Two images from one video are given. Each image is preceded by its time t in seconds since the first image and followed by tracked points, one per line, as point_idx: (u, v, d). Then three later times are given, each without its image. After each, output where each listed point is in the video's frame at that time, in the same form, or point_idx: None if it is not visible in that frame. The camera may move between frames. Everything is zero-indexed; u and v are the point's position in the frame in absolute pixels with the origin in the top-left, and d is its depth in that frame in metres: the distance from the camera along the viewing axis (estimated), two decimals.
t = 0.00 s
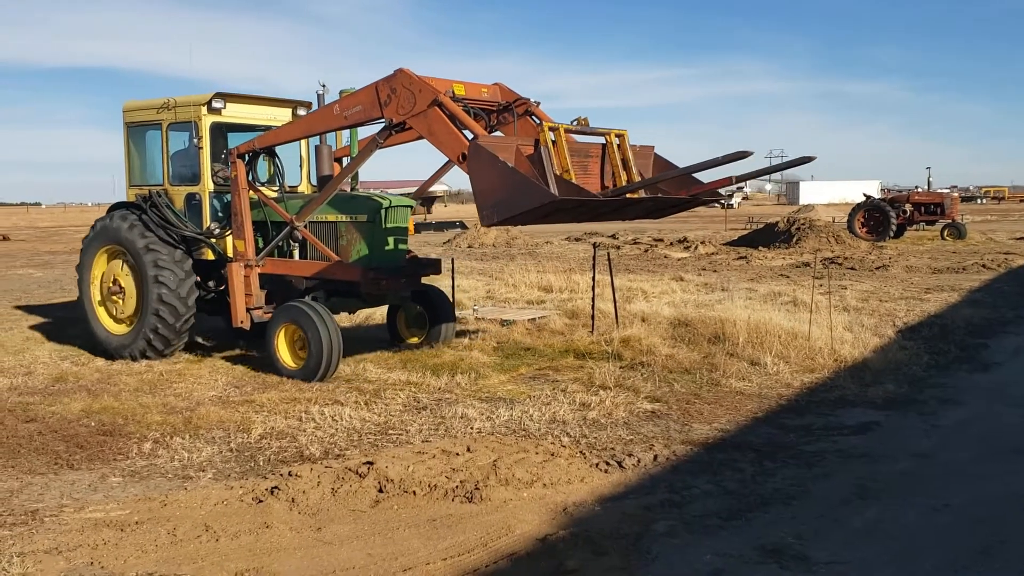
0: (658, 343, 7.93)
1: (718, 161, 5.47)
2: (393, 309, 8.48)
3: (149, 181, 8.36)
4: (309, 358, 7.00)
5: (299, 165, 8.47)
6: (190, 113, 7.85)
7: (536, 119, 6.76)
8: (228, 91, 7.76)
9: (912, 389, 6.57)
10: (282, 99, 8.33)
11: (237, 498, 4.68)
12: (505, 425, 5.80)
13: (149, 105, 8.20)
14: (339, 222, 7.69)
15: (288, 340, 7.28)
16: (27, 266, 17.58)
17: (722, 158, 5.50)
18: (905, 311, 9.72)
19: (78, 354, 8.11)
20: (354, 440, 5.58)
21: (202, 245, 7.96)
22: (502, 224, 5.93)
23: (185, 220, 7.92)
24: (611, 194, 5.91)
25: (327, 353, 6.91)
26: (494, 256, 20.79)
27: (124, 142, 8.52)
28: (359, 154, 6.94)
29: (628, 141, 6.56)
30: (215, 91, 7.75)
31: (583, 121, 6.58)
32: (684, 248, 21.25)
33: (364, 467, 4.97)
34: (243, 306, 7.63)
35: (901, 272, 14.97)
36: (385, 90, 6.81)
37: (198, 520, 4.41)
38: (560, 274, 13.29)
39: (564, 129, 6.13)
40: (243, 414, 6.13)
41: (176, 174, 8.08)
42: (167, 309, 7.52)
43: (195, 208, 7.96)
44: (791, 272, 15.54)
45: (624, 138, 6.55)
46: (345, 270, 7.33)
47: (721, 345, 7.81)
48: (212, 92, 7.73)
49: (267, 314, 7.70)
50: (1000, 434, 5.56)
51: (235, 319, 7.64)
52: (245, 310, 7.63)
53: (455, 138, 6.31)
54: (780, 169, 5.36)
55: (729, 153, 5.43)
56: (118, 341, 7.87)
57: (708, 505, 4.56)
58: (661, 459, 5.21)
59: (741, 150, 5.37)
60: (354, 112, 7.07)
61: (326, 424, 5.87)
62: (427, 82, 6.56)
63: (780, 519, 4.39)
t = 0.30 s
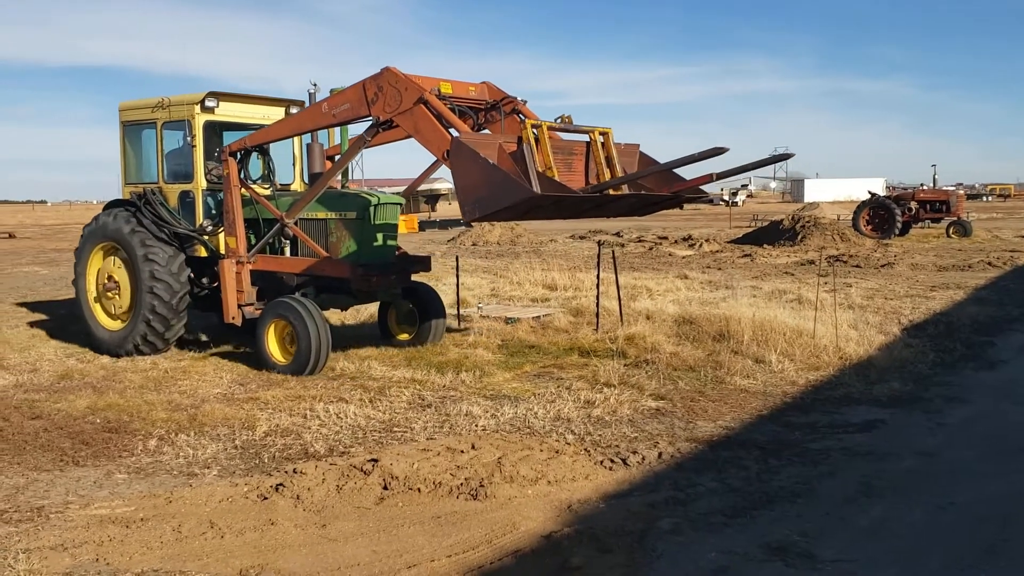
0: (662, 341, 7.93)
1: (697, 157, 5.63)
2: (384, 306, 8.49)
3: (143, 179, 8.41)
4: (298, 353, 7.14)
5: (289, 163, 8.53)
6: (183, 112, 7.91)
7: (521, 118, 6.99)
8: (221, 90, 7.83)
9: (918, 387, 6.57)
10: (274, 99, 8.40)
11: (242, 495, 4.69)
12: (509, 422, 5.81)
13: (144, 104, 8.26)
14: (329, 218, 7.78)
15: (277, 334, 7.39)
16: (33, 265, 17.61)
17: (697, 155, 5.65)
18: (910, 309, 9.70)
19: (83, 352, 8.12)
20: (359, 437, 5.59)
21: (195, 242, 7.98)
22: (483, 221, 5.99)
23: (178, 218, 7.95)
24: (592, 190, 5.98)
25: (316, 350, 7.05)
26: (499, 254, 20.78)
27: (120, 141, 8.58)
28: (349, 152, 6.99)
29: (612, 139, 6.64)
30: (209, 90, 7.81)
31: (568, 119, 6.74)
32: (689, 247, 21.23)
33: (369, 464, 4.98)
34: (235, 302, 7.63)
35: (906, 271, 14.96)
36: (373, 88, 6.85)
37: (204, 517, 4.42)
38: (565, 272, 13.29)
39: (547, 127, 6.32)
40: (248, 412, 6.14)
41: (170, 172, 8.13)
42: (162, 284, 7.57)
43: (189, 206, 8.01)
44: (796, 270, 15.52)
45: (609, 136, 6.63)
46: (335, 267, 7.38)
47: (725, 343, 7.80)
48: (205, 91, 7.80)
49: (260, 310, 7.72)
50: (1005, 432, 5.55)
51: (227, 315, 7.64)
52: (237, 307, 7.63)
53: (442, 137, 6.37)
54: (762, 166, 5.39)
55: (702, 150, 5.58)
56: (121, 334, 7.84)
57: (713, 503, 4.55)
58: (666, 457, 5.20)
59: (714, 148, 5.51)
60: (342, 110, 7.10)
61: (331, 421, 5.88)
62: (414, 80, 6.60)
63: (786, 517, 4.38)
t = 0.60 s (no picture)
0: (668, 341, 7.94)
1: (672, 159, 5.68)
2: (376, 305, 8.54)
3: (139, 180, 8.44)
4: (289, 350, 7.21)
5: (283, 164, 8.56)
6: (178, 113, 7.94)
7: (509, 120, 6.97)
8: (215, 92, 7.86)
9: (924, 387, 6.56)
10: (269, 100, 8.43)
11: (249, 494, 4.70)
12: (515, 422, 5.81)
13: (140, 105, 8.29)
14: (320, 218, 7.80)
15: (270, 333, 7.47)
16: (41, 264, 17.66)
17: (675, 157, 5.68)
18: (916, 309, 9.69)
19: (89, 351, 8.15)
20: (365, 437, 5.60)
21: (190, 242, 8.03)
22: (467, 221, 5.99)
23: (174, 218, 8.02)
24: (575, 190, 5.98)
25: (305, 344, 7.10)
26: (504, 254, 20.77)
27: (117, 141, 8.61)
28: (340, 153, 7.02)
29: (598, 140, 6.68)
30: (202, 92, 7.83)
31: (554, 122, 6.81)
32: (694, 247, 21.22)
33: (375, 463, 4.99)
34: (228, 301, 7.67)
35: (912, 270, 14.95)
36: (362, 90, 6.87)
37: (211, 517, 4.43)
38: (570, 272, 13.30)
39: (531, 129, 6.30)
40: (254, 411, 6.16)
41: (166, 173, 8.16)
42: (154, 263, 7.57)
43: (184, 206, 8.10)
44: (802, 270, 15.50)
45: (595, 137, 6.69)
46: (326, 267, 7.39)
47: (731, 343, 7.81)
48: (199, 93, 7.82)
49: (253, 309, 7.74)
50: (1011, 433, 5.55)
51: (221, 314, 7.68)
52: (231, 305, 7.66)
53: (429, 138, 6.37)
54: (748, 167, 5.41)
55: (681, 152, 5.61)
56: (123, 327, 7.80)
57: (718, 504, 4.56)
58: (672, 457, 5.21)
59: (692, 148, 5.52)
60: (333, 112, 7.13)
61: (337, 421, 5.89)
62: (403, 82, 6.63)
63: (792, 517, 4.38)
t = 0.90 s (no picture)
0: (674, 339, 7.93)
1: (661, 156, 5.70)
2: (374, 302, 8.53)
3: (140, 179, 8.46)
4: (287, 347, 7.24)
5: (282, 163, 8.57)
6: (178, 113, 7.96)
7: (504, 116, 7.14)
8: (214, 92, 7.87)
9: (931, 385, 6.55)
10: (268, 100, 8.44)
11: (256, 493, 4.71)
12: (522, 421, 5.82)
13: (140, 105, 8.31)
14: (318, 217, 7.81)
15: (269, 331, 7.51)
16: (48, 263, 17.68)
17: (665, 155, 5.70)
18: (923, 307, 9.67)
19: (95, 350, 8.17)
20: (372, 436, 5.61)
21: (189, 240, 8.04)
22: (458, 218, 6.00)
23: (173, 216, 8.03)
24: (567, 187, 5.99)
25: (303, 348, 7.17)
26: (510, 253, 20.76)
27: (118, 141, 8.62)
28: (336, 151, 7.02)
29: (591, 138, 6.71)
30: (201, 92, 7.85)
31: (547, 121, 6.84)
32: (700, 245, 21.19)
33: (383, 462, 5.00)
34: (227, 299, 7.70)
35: (919, 269, 14.91)
36: (357, 89, 6.89)
37: (219, 515, 4.44)
38: (575, 270, 13.30)
39: (523, 127, 6.34)
40: (261, 410, 6.18)
41: (166, 172, 8.18)
42: (151, 249, 7.64)
43: (184, 205, 8.11)
44: (808, 268, 15.47)
45: (588, 135, 6.71)
46: (322, 264, 7.42)
47: (737, 342, 7.81)
48: (198, 93, 7.84)
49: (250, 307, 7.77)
50: (1019, 431, 5.54)
51: (219, 313, 7.67)
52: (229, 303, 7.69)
53: (422, 136, 6.37)
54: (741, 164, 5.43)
55: (669, 148, 5.62)
56: (127, 318, 7.79)
57: (725, 502, 4.55)
58: (678, 455, 5.21)
59: (680, 146, 5.51)
60: (329, 110, 7.14)
61: (344, 420, 5.90)
62: (397, 81, 6.64)
63: (799, 516, 4.38)
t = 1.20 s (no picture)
0: (680, 339, 7.92)
1: (660, 154, 5.70)
2: (375, 301, 8.54)
3: (143, 179, 8.47)
4: (287, 347, 7.26)
5: (284, 163, 8.57)
6: (180, 113, 7.97)
7: (504, 116, 7.14)
8: (216, 91, 7.88)
9: (938, 384, 6.54)
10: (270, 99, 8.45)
11: (263, 492, 4.72)
12: (527, 420, 5.82)
13: (143, 105, 8.32)
14: (318, 216, 7.82)
15: (269, 330, 7.53)
16: (54, 263, 17.72)
17: (665, 153, 5.70)
18: (929, 306, 9.65)
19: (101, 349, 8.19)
20: (377, 435, 5.62)
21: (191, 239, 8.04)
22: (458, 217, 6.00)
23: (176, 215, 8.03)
24: (565, 186, 5.98)
25: (303, 349, 7.18)
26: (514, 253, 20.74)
27: (121, 141, 8.64)
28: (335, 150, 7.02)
29: (590, 138, 6.72)
30: (203, 92, 7.86)
31: (547, 121, 6.84)
32: (704, 245, 21.16)
33: (389, 461, 5.00)
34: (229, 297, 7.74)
35: (925, 268, 14.87)
36: (357, 88, 6.89)
37: (225, 514, 4.45)
38: (581, 270, 13.28)
39: (520, 127, 6.32)
40: (267, 409, 6.19)
41: (169, 172, 8.19)
42: (152, 242, 7.65)
43: (186, 205, 8.11)
44: (814, 267, 15.45)
45: (587, 135, 6.72)
46: (322, 263, 7.39)
47: (743, 341, 7.79)
48: (200, 92, 7.85)
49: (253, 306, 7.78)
50: None
51: (221, 310, 7.76)
52: (231, 302, 7.73)
53: (422, 135, 6.36)
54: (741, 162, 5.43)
55: (667, 147, 5.63)
56: (131, 314, 7.79)
57: (731, 502, 4.55)
58: (684, 455, 5.20)
59: (678, 145, 5.51)
60: (329, 110, 7.14)
61: (350, 419, 5.91)
62: (397, 80, 6.64)
63: (805, 515, 4.38)
